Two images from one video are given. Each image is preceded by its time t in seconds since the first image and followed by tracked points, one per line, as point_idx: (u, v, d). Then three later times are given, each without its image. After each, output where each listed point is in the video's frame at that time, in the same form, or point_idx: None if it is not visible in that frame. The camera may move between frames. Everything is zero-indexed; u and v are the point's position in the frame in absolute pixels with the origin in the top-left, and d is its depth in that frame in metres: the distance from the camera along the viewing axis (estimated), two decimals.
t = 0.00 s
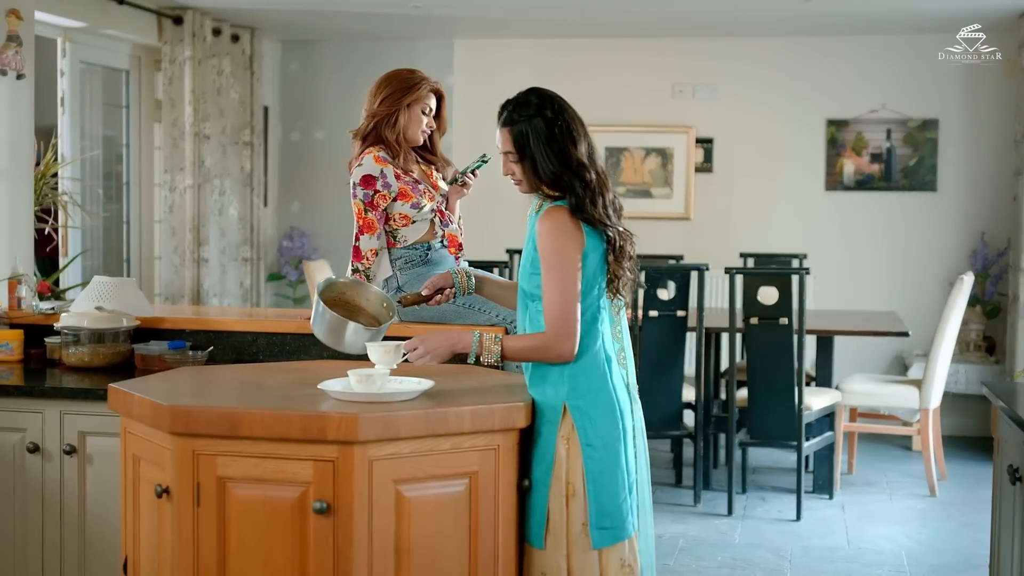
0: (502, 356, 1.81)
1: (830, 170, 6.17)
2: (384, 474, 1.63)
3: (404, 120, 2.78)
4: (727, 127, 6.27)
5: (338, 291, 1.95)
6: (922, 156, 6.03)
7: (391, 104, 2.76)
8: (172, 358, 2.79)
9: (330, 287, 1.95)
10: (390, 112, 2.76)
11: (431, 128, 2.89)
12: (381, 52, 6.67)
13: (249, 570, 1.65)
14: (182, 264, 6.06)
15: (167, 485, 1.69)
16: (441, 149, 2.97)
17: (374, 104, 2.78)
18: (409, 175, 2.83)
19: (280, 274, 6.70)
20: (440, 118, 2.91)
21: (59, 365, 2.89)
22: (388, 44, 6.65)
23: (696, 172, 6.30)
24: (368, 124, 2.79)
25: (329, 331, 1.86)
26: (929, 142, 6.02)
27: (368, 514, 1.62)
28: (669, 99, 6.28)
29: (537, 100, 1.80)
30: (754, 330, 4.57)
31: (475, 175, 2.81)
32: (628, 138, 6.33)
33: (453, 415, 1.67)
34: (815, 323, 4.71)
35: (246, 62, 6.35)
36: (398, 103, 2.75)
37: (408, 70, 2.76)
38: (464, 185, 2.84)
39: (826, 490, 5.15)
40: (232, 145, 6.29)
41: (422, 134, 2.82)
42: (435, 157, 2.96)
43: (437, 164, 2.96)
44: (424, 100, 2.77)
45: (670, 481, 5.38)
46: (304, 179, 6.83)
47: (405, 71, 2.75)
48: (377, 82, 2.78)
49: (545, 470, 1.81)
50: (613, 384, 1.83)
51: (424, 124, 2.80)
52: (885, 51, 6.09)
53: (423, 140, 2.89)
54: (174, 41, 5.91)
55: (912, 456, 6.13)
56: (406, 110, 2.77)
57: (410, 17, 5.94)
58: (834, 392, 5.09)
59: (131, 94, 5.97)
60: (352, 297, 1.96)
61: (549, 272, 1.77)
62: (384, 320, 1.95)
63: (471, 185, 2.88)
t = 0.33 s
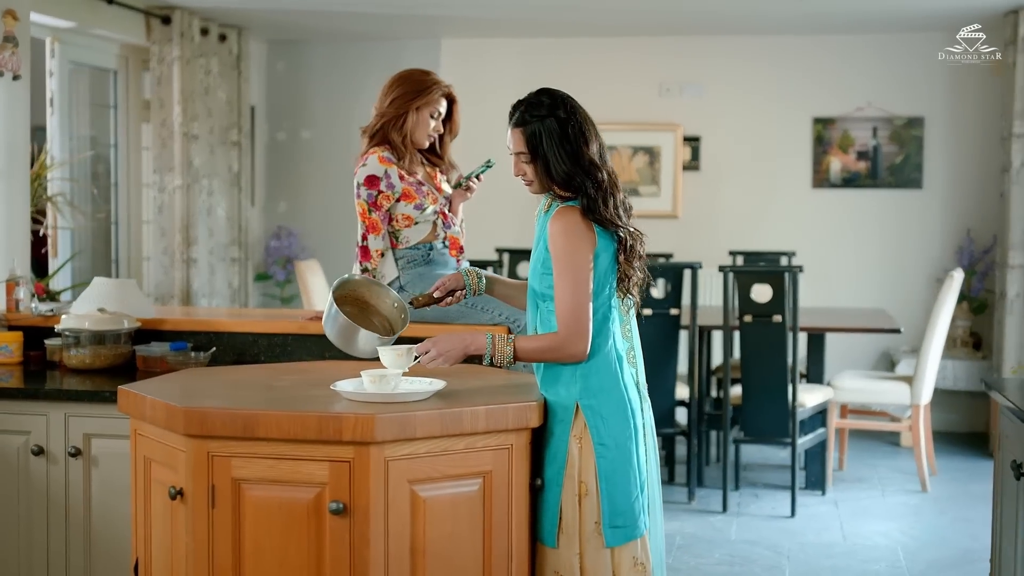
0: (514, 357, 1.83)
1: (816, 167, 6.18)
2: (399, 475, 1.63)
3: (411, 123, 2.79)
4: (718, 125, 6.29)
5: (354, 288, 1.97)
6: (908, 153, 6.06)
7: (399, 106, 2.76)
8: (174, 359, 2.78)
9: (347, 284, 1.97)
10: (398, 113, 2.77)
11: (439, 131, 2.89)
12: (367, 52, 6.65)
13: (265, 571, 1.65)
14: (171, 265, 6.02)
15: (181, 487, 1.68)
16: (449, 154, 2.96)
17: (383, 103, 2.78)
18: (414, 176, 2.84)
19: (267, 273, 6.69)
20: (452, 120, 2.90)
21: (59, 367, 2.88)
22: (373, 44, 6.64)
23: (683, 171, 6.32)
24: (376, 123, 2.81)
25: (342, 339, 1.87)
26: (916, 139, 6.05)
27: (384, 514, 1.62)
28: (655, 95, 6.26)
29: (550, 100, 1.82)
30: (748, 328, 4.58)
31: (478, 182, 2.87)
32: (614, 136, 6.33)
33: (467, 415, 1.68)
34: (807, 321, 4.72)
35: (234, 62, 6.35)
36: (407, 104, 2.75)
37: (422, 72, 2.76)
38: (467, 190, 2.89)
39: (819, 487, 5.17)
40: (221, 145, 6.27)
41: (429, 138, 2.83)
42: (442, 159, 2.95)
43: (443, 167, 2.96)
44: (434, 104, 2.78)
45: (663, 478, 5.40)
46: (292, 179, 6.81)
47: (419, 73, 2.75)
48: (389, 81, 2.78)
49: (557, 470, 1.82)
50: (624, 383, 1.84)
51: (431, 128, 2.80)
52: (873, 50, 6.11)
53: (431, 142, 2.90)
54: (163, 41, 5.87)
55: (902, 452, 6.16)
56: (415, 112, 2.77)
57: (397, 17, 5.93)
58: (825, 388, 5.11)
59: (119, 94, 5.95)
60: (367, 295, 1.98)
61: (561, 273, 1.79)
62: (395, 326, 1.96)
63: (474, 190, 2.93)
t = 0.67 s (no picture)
0: (525, 356, 1.82)
1: (804, 167, 6.19)
2: (413, 474, 1.63)
3: (413, 122, 2.79)
4: (709, 124, 6.30)
5: (367, 283, 1.98)
6: (895, 153, 6.08)
7: (400, 105, 2.76)
8: (175, 359, 2.77)
9: (359, 278, 1.97)
10: (399, 113, 2.77)
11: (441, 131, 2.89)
12: (355, 52, 6.64)
13: (278, 571, 1.64)
14: (162, 265, 5.96)
15: (192, 487, 1.68)
16: (451, 153, 2.96)
17: (384, 102, 2.78)
18: (415, 175, 2.84)
19: (256, 272, 6.68)
20: (454, 121, 2.90)
21: (58, 367, 2.86)
22: (361, 43, 6.62)
23: (672, 170, 6.32)
24: (376, 123, 2.81)
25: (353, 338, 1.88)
26: (903, 139, 6.08)
27: (398, 513, 1.61)
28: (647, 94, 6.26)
29: (560, 99, 1.83)
30: (742, 326, 4.58)
31: (480, 181, 2.88)
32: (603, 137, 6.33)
33: (480, 413, 1.68)
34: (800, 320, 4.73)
35: (222, 61, 6.34)
36: (407, 103, 2.75)
37: (425, 71, 2.76)
38: (468, 190, 2.89)
39: (811, 485, 5.19)
40: (209, 144, 6.25)
41: (430, 138, 2.82)
42: (443, 159, 2.95)
43: (444, 167, 2.96)
44: (435, 104, 2.77)
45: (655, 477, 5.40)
46: (280, 179, 6.79)
47: (422, 72, 2.75)
48: (391, 80, 2.77)
49: (568, 469, 1.82)
50: (634, 381, 1.85)
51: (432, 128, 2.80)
52: (864, 49, 6.12)
53: (432, 142, 2.89)
54: (152, 40, 5.82)
55: (891, 450, 6.19)
56: (416, 111, 2.77)
57: (388, 16, 5.92)
58: (818, 387, 5.13)
59: (107, 93, 5.92)
60: (380, 291, 1.98)
61: (571, 272, 1.79)
62: (403, 326, 1.96)
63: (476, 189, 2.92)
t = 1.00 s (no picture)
0: (534, 358, 1.82)
1: (791, 168, 6.18)
2: (425, 477, 1.62)
3: (414, 123, 2.77)
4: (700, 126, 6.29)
5: (375, 282, 1.97)
6: (881, 154, 6.09)
7: (402, 106, 2.75)
8: (174, 361, 2.74)
9: (368, 278, 1.96)
10: (400, 113, 2.76)
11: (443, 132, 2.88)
12: (340, 51, 6.59)
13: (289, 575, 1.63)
14: (149, 265, 5.92)
15: (202, 491, 1.66)
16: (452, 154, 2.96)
17: (385, 103, 2.77)
18: (416, 176, 2.83)
19: (242, 273, 6.66)
20: (455, 122, 2.89)
21: (55, 370, 2.83)
22: (349, 43, 6.58)
23: (659, 171, 6.30)
24: (378, 123, 2.79)
25: (360, 340, 1.87)
26: (889, 141, 6.08)
27: (410, 516, 1.60)
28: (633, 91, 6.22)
29: (570, 100, 1.83)
30: (734, 327, 4.56)
31: (480, 181, 2.82)
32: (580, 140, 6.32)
33: (492, 417, 1.67)
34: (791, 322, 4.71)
35: (209, 61, 6.31)
36: (409, 104, 2.74)
37: (427, 72, 2.75)
38: (469, 192, 2.86)
39: (803, 485, 5.20)
40: (196, 145, 6.22)
41: (431, 139, 2.81)
42: (444, 161, 2.95)
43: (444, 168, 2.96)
44: (437, 105, 2.76)
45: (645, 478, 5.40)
46: (265, 179, 6.74)
47: (423, 73, 2.73)
48: (392, 81, 2.76)
49: (578, 472, 1.82)
50: (644, 383, 1.84)
51: (433, 129, 2.79)
52: (853, 50, 6.12)
53: (434, 143, 2.88)
54: (140, 40, 5.78)
55: (880, 450, 6.21)
56: (417, 112, 2.76)
57: (378, 16, 5.89)
58: (809, 387, 5.13)
59: (95, 93, 5.89)
60: (387, 291, 1.98)
61: (581, 274, 1.78)
62: (409, 328, 1.96)
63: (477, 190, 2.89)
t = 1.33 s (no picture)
0: (539, 360, 1.82)
1: (776, 169, 6.20)
2: (433, 479, 1.61)
3: (412, 124, 2.77)
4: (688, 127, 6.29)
5: (381, 279, 1.96)
6: (866, 156, 6.11)
7: (400, 106, 2.74)
8: (172, 363, 2.73)
9: (376, 275, 1.95)
10: (398, 113, 2.75)
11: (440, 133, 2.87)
12: (324, 50, 6.56)
13: None
14: (135, 265, 5.88)
15: (208, 493, 1.65)
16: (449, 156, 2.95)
17: (383, 102, 2.76)
18: (413, 176, 2.82)
19: (226, 274, 6.63)
20: (452, 124, 2.88)
21: (49, 371, 2.80)
22: (334, 42, 6.54)
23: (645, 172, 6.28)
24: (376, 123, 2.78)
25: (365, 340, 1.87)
26: (873, 142, 6.11)
27: (419, 518, 1.60)
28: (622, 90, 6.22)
29: (579, 99, 1.84)
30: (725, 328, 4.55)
31: (478, 184, 2.81)
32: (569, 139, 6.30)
33: (500, 419, 1.67)
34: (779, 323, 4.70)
35: (194, 61, 6.28)
36: (407, 104, 2.73)
37: (426, 73, 2.74)
38: (465, 194, 2.85)
39: (791, 485, 5.21)
40: (181, 144, 6.19)
41: (428, 140, 2.80)
42: (441, 162, 2.94)
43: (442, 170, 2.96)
44: (435, 106, 2.75)
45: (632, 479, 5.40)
46: (248, 179, 6.69)
47: (423, 74, 2.73)
48: (391, 81, 2.75)
49: (583, 474, 1.82)
50: (649, 385, 1.84)
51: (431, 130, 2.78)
52: (841, 52, 6.13)
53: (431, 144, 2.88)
54: (126, 38, 5.74)
55: (864, 450, 6.24)
56: (415, 112, 2.75)
57: (365, 17, 5.88)
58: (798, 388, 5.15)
59: (80, 93, 5.85)
60: (392, 288, 1.98)
61: (587, 275, 1.78)
62: (412, 327, 1.96)
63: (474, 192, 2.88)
